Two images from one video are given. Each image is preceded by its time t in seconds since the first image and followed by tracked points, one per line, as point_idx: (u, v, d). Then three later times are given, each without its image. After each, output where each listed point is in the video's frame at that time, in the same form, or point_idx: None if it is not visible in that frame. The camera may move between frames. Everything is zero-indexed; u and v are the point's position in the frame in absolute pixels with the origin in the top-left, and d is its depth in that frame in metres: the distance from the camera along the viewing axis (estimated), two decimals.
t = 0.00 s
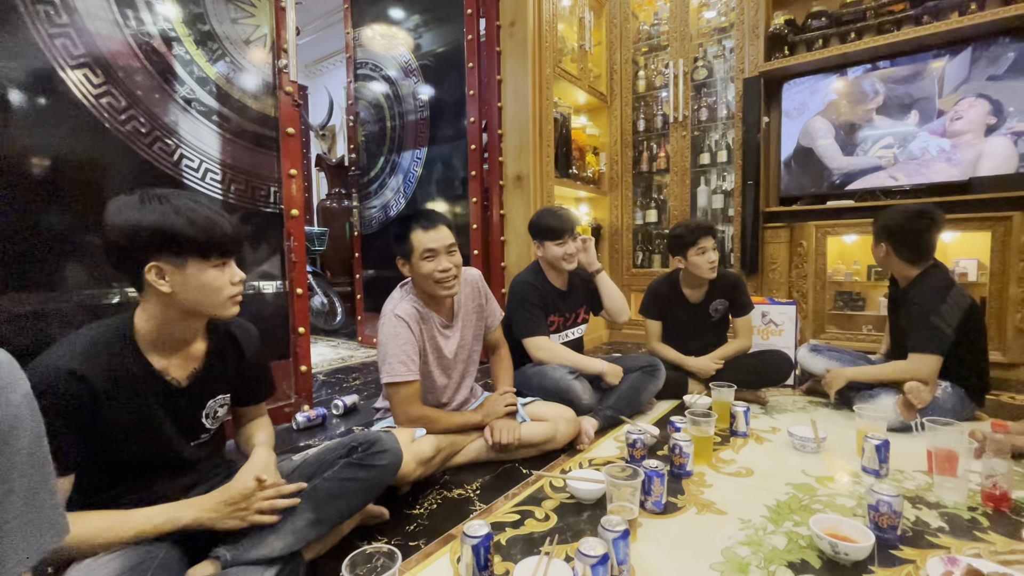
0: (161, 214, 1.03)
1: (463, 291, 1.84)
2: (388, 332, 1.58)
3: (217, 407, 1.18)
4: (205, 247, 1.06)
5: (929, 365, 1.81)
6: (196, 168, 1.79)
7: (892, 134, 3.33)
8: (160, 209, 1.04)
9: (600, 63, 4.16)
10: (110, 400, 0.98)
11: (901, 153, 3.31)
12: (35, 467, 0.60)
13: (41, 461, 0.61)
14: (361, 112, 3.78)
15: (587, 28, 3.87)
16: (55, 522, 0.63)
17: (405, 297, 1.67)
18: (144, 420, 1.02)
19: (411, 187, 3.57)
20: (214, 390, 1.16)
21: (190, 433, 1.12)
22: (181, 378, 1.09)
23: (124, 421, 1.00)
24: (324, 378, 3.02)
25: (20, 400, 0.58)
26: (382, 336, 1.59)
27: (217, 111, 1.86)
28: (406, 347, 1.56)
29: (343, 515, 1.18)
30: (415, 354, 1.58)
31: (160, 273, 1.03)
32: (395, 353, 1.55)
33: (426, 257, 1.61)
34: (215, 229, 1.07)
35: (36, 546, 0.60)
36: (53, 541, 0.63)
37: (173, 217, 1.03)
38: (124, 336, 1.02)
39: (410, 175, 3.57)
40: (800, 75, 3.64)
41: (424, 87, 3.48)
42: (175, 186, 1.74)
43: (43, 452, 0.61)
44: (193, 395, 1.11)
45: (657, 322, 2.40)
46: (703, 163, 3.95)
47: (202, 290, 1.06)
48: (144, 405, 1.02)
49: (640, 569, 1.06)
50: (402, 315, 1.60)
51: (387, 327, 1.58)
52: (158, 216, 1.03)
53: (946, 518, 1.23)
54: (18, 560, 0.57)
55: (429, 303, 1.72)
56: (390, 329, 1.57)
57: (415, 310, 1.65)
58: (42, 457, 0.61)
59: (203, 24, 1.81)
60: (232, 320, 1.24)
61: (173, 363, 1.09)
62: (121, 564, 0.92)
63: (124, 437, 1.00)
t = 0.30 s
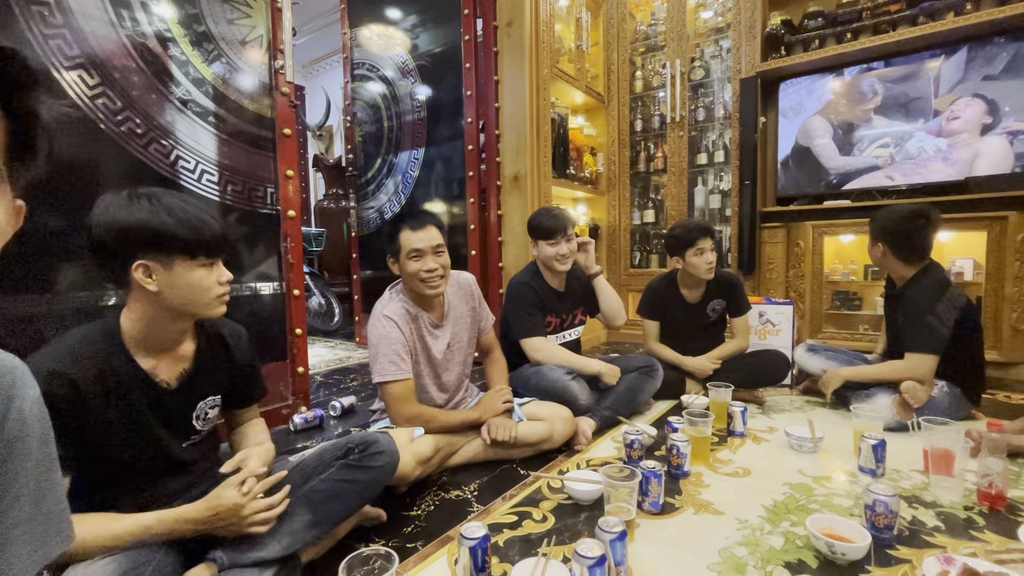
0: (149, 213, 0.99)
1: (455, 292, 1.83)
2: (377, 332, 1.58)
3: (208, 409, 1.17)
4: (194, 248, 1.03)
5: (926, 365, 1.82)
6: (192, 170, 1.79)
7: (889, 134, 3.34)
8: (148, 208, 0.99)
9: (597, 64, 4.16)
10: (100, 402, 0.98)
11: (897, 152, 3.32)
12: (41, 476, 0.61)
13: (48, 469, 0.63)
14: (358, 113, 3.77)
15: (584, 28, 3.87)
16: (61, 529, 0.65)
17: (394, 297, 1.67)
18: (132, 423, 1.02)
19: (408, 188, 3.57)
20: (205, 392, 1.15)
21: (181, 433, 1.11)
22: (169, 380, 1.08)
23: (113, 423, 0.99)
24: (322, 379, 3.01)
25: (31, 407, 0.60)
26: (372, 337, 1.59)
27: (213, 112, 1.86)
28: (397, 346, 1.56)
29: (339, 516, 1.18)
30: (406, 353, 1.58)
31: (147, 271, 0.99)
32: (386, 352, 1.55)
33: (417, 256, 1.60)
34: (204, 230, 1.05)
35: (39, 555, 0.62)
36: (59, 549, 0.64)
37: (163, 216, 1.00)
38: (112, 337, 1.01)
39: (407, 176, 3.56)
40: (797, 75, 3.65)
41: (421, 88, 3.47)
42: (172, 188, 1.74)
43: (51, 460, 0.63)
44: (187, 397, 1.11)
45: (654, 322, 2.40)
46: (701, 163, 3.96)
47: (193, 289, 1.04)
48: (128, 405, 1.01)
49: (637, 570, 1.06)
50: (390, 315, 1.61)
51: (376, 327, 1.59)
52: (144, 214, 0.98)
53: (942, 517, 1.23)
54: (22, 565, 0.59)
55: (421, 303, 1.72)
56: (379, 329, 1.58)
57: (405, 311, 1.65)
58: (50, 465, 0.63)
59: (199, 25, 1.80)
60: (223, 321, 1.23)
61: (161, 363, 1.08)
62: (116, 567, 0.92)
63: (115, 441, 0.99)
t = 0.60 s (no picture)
0: (120, 210, 0.97)
1: (449, 296, 1.83)
2: (367, 332, 1.57)
3: (198, 411, 1.13)
4: (167, 247, 1.00)
5: (922, 364, 1.83)
6: (189, 170, 1.78)
7: (887, 134, 3.35)
8: (121, 208, 0.98)
9: (595, 64, 4.16)
10: (85, 401, 0.95)
11: (894, 151, 3.32)
12: (36, 480, 0.61)
13: (44, 474, 0.62)
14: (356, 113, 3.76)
15: (582, 28, 3.87)
16: (55, 531, 0.64)
17: (387, 298, 1.67)
18: (124, 424, 0.99)
19: (405, 188, 3.55)
20: (197, 395, 1.13)
21: (172, 432, 1.08)
22: (157, 382, 1.05)
23: (103, 426, 0.97)
24: (320, 379, 3.00)
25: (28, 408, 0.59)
26: (362, 337, 1.59)
27: (210, 112, 1.85)
28: (387, 347, 1.55)
29: (336, 513, 1.18)
30: (395, 353, 1.57)
31: (119, 268, 0.98)
32: (375, 352, 1.54)
33: (411, 255, 1.60)
34: (181, 229, 1.01)
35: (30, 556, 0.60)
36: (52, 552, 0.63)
37: (134, 213, 0.98)
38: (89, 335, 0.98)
39: (404, 176, 3.54)
40: (794, 75, 3.65)
41: (419, 88, 3.47)
42: (168, 189, 1.73)
43: (47, 467, 0.62)
44: (182, 399, 1.10)
45: (653, 322, 2.40)
46: (699, 163, 3.96)
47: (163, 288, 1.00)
48: (116, 405, 0.99)
49: (634, 570, 1.06)
50: (382, 316, 1.60)
51: (366, 327, 1.58)
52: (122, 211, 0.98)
53: (940, 517, 1.23)
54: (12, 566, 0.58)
55: (415, 305, 1.71)
56: (369, 328, 1.57)
57: (397, 312, 1.64)
58: (46, 470, 0.62)
59: (196, 25, 1.80)
60: (214, 322, 1.21)
61: (149, 364, 1.05)
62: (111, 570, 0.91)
63: (105, 443, 0.97)
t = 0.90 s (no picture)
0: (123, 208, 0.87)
1: (451, 301, 1.82)
2: (357, 327, 1.58)
3: (194, 412, 1.12)
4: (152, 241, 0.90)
5: (916, 360, 1.85)
6: (186, 169, 1.77)
7: (885, 133, 3.35)
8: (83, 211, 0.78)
9: (593, 63, 4.16)
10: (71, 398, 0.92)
11: (892, 150, 3.33)
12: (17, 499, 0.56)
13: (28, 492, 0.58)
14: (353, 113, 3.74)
15: (579, 28, 3.87)
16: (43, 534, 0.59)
17: (389, 297, 1.67)
18: (117, 423, 0.97)
19: (402, 188, 3.54)
20: (191, 396, 1.11)
21: (166, 433, 1.06)
22: (148, 384, 1.02)
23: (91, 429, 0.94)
24: (318, 380, 3.00)
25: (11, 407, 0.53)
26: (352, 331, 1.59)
27: (207, 112, 1.84)
28: (373, 343, 1.55)
29: (334, 516, 1.18)
30: (379, 353, 1.56)
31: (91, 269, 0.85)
32: (359, 348, 1.54)
33: (436, 269, 1.58)
34: (153, 227, 0.89)
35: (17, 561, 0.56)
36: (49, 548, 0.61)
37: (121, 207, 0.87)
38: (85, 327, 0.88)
39: (402, 176, 3.54)
40: (792, 74, 3.65)
41: (417, 88, 3.46)
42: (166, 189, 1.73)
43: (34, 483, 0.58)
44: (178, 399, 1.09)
45: (651, 322, 2.40)
46: (697, 163, 3.96)
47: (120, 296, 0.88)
48: (105, 405, 0.96)
49: (632, 570, 1.06)
50: (378, 314, 1.60)
51: (359, 321, 1.58)
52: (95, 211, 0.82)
53: (938, 516, 1.24)
54: None
55: (416, 306, 1.70)
56: (361, 323, 1.57)
57: (395, 312, 1.64)
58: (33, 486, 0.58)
59: (192, 24, 1.79)
60: (209, 323, 1.17)
61: (140, 367, 1.02)
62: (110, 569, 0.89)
63: (96, 442, 0.94)
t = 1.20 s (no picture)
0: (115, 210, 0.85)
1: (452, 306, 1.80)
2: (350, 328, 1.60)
3: (188, 410, 1.10)
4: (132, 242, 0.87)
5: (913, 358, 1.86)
6: (183, 169, 1.76)
7: (882, 133, 3.36)
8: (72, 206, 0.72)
9: (591, 64, 4.16)
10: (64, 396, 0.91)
11: (891, 149, 3.34)
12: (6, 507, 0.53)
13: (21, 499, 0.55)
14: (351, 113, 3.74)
15: (578, 28, 3.87)
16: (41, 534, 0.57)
17: (387, 300, 1.67)
18: (111, 424, 0.96)
19: (401, 188, 3.54)
20: (183, 395, 1.09)
21: (161, 431, 1.05)
22: (142, 384, 1.01)
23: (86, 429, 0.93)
24: (316, 380, 2.99)
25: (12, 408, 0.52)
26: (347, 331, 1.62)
27: (205, 111, 1.84)
28: (366, 346, 1.57)
29: (333, 515, 1.18)
30: (367, 354, 1.57)
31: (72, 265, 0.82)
32: (348, 349, 1.56)
33: (444, 272, 1.58)
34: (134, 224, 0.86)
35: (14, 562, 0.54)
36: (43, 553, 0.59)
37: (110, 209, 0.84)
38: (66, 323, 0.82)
39: (401, 176, 3.53)
40: (790, 74, 3.66)
41: (415, 88, 3.45)
42: (163, 188, 1.72)
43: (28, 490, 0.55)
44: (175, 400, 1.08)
45: (649, 322, 2.40)
46: (695, 163, 3.96)
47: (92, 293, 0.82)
48: (99, 405, 0.95)
49: (631, 570, 1.06)
50: (371, 316, 1.60)
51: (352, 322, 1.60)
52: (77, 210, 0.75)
53: (936, 515, 1.24)
54: None
55: (414, 309, 1.69)
56: (353, 324, 1.59)
57: (390, 315, 1.64)
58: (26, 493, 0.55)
59: (190, 23, 1.78)
60: (202, 320, 1.17)
61: (131, 367, 1.01)
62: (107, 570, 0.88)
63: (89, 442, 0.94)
